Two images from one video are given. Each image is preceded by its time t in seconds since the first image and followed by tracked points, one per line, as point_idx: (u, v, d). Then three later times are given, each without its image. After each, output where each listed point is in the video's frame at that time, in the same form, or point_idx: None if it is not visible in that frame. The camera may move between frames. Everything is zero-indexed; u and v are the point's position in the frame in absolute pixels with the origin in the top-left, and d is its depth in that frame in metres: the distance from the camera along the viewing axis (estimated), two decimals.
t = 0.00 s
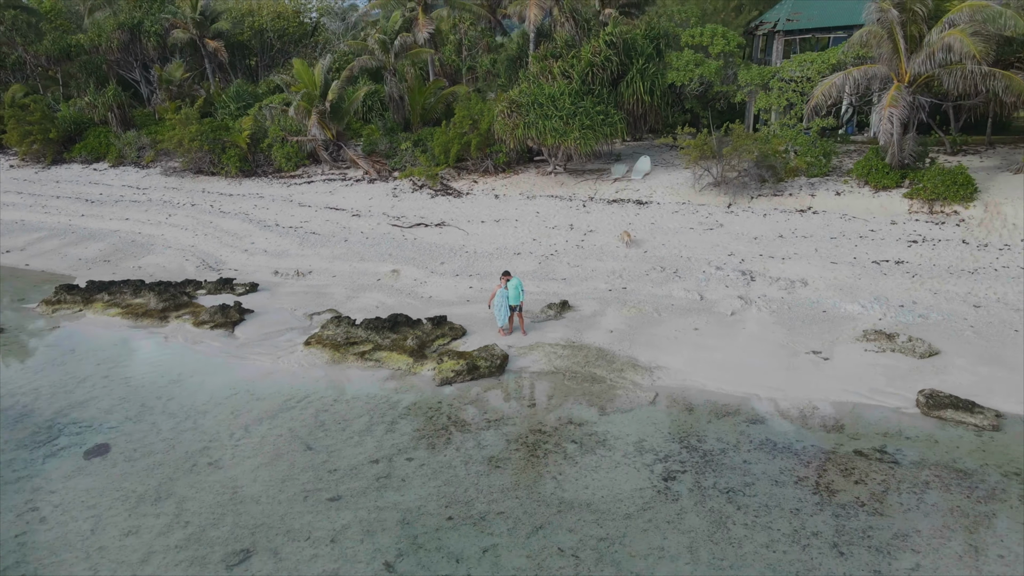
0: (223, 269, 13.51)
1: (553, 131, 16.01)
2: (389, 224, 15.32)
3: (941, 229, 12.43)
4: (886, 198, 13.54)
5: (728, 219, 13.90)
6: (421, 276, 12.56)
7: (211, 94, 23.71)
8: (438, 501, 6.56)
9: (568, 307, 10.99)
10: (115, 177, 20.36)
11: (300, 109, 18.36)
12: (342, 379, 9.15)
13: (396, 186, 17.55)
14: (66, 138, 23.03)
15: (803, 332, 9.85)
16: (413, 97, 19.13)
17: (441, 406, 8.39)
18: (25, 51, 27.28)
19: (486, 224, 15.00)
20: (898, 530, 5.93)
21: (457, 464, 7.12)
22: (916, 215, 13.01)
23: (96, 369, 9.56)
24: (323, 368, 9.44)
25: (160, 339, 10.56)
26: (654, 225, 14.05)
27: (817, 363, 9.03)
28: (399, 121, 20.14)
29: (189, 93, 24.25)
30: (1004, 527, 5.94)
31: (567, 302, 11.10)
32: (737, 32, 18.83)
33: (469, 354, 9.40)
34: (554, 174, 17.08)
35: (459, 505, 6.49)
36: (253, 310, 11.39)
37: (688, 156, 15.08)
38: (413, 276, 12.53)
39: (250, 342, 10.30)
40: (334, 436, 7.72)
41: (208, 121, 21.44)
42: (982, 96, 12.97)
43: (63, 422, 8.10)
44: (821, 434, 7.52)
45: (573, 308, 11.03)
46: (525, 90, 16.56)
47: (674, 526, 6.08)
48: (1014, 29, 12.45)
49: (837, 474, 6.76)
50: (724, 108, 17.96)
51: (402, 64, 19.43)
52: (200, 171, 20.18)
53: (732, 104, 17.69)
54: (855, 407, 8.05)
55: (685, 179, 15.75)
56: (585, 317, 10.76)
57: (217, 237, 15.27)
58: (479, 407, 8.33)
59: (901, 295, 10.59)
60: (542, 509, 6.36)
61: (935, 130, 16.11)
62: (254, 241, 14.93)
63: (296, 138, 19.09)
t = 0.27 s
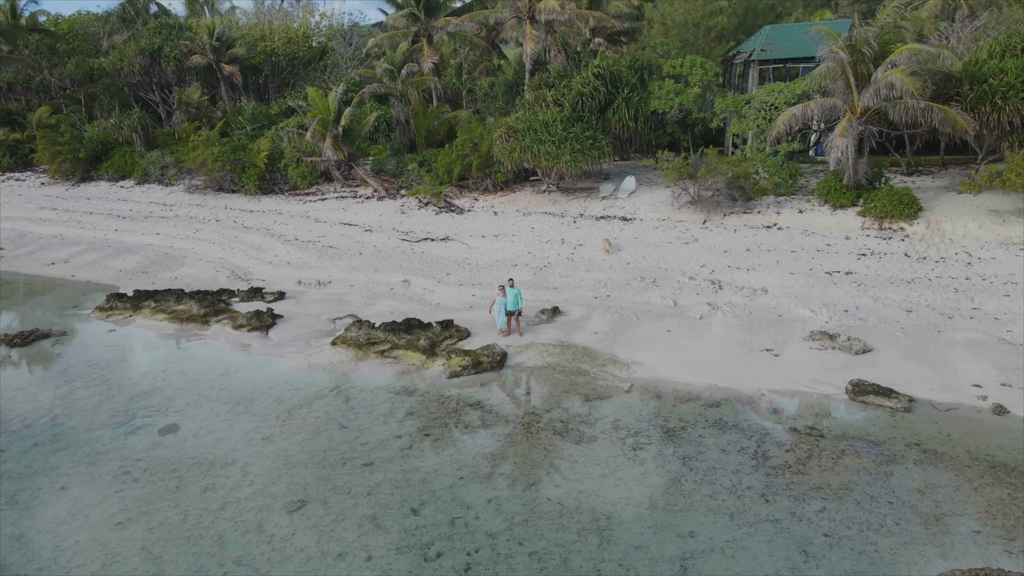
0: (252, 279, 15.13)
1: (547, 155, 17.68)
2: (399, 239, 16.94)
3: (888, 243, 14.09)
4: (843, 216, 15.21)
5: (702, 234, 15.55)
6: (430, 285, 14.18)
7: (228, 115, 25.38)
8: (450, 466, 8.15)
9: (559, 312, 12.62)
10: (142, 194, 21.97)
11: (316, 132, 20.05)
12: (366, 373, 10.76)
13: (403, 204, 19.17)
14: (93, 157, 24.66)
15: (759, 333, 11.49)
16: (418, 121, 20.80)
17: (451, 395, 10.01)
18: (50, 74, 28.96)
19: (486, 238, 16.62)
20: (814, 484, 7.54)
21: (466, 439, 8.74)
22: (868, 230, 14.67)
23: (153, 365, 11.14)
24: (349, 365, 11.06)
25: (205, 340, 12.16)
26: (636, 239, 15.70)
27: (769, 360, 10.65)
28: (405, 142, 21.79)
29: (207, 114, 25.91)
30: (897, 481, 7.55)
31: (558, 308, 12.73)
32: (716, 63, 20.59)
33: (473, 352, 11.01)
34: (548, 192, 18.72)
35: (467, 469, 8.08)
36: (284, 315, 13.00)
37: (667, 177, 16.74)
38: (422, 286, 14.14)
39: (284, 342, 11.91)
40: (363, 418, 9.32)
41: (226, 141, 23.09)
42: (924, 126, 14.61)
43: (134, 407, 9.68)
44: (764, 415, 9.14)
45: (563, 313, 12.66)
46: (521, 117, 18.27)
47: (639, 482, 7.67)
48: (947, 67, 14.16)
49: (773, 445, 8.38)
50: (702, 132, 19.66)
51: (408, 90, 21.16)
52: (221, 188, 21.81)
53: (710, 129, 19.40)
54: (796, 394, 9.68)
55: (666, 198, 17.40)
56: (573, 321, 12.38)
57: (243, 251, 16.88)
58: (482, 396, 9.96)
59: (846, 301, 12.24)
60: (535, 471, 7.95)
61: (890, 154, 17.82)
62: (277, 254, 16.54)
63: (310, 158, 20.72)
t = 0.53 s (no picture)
0: (278, 288, 16.87)
1: (543, 175, 19.47)
2: (409, 252, 18.70)
3: (846, 256, 15.87)
4: (808, 231, 16.99)
5: (682, 247, 17.31)
6: (438, 293, 15.93)
7: (246, 135, 27.17)
8: (460, 443, 9.87)
9: (553, 317, 14.38)
10: (169, 208, 23.74)
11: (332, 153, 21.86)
12: (386, 369, 12.52)
13: (412, 219, 20.92)
14: (121, 174, 26.42)
15: (726, 335, 13.23)
16: (425, 142, 22.60)
17: (459, 387, 11.76)
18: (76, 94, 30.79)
19: (488, 251, 18.38)
20: (757, 456, 9.27)
21: (473, 422, 10.48)
22: (829, 244, 16.44)
23: (200, 363, 12.89)
24: (371, 362, 12.81)
25: (242, 341, 13.92)
26: (623, 252, 17.46)
27: (732, 357, 12.40)
28: (413, 162, 23.56)
29: (226, 133, 27.71)
30: (825, 453, 9.28)
31: (552, 314, 14.49)
32: (698, 89, 22.41)
33: (478, 351, 12.77)
34: (544, 208, 20.48)
35: (474, 446, 9.80)
36: (310, 320, 14.76)
37: (651, 195, 18.52)
38: (431, 293, 15.89)
39: (313, 343, 13.65)
40: (386, 406, 11.05)
41: (246, 160, 24.88)
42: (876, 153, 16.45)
43: (190, 397, 11.40)
44: (724, 402, 10.88)
45: (556, 318, 14.42)
46: (521, 141, 20.18)
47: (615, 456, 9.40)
48: (897, 100, 16.08)
49: (728, 426, 10.11)
50: (685, 153, 21.47)
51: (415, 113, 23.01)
52: (242, 204, 23.56)
53: (692, 150, 21.22)
54: (753, 385, 11.42)
55: (651, 214, 19.17)
56: (565, 325, 14.13)
57: (268, 262, 18.63)
58: (486, 389, 11.71)
59: (804, 306, 14.00)
60: (530, 447, 9.67)
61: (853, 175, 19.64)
62: (299, 265, 18.29)
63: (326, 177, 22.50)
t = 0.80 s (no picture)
0: (301, 294, 18.63)
1: (540, 191, 21.25)
2: (418, 262, 20.46)
3: (812, 266, 17.61)
4: (780, 244, 18.73)
5: (667, 258, 19.05)
6: (446, 299, 17.69)
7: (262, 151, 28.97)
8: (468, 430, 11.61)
9: (549, 321, 16.15)
10: (193, 221, 25.50)
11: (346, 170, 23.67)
12: (402, 367, 14.28)
13: (420, 231, 22.66)
14: (147, 189, 28.19)
15: (702, 337, 14.98)
16: (432, 159, 24.39)
17: (467, 382, 13.53)
18: (101, 112, 32.63)
19: (490, 261, 20.11)
20: (718, 438, 11.01)
21: (480, 411, 12.23)
22: (799, 256, 18.20)
23: (237, 363, 14.65)
24: (389, 361, 14.58)
25: (273, 343, 15.68)
26: (613, 262, 19.19)
27: (705, 356, 14.14)
28: (420, 177, 25.33)
29: (243, 149, 29.49)
30: (775, 436, 11.02)
31: (548, 319, 16.25)
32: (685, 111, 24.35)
33: (482, 351, 14.54)
34: (542, 221, 22.25)
35: (479, 431, 11.54)
36: (331, 324, 16.52)
37: (639, 211, 20.28)
38: (440, 300, 17.63)
39: (336, 344, 15.41)
40: (403, 397, 12.81)
41: (264, 175, 26.64)
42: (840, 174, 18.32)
43: (233, 390, 13.14)
44: (695, 394, 12.61)
45: (552, 322, 16.19)
46: (521, 160, 21.99)
47: (599, 439, 11.13)
48: (858, 125, 17.88)
49: (696, 413, 11.85)
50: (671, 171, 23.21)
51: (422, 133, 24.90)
52: (261, 217, 25.31)
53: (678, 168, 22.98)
54: (721, 380, 13.16)
55: (639, 226, 20.93)
56: (559, 328, 15.87)
57: (289, 271, 20.38)
58: (490, 383, 13.47)
59: (771, 311, 15.73)
60: (528, 431, 11.43)
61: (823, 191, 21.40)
62: (318, 273, 20.03)
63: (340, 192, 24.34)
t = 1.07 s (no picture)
0: (320, 303, 20.38)
1: (539, 209, 23.00)
2: (426, 273, 22.20)
3: (786, 278, 19.35)
4: (757, 257, 20.49)
5: (654, 271, 20.79)
6: (452, 308, 19.43)
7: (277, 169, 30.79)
8: (474, 423, 13.33)
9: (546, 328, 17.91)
10: (214, 234, 27.26)
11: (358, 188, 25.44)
12: (414, 369, 16.02)
13: (427, 245, 24.40)
14: (169, 204, 29.97)
15: (683, 341, 16.70)
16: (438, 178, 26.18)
17: (473, 382, 15.28)
18: (124, 130, 34.47)
19: (492, 273, 21.84)
20: (691, 428, 12.73)
21: (484, 408, 13.98)
22: (774, 268, 19.94)
23: (267, 365, 16.36)
24: (403, 363, 16.33)
25: (298, 347, 17.42)
26: (604, 274, 20.92)
27: (685, 358, 15.87)
28: (426, 194, 27.07)
29: (259, 166, 31.29)
30: (740, 427, 12.74)
31: (545, 325, 18.01)
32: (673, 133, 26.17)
33: (486, 354, 16.30)
34: (540, 236, 24.00)
35: (485, 424, 13.27)
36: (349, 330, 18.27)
37: (630, 226, 22.03)
38: (447, 309, 19.38)
39: (354, 349, 17.15)
40: (417, 395, 14.55)
41: (280, 191, 28.43)
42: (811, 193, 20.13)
43: (267, 389, 14.87)
44: (674, 392, 14.34)
45: (549, 328, 17.94)
46: (521, 180, 23.81)
47: (588, 430, 12.85)
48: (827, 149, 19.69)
49: (673, 408, 13.58)
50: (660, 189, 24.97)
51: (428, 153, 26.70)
52: (277, 231, 27.03)
53: (666, 187, 24.75)
54: (698, 379, 14.89)
55: (630, 240, 22.67)
56: (555, 333, 17.61)
57: (307, 281, 22.13)
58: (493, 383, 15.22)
59: (746, 318, 17.45)
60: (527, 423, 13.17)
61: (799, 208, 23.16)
62: (334, 284, 21.78)
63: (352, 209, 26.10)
